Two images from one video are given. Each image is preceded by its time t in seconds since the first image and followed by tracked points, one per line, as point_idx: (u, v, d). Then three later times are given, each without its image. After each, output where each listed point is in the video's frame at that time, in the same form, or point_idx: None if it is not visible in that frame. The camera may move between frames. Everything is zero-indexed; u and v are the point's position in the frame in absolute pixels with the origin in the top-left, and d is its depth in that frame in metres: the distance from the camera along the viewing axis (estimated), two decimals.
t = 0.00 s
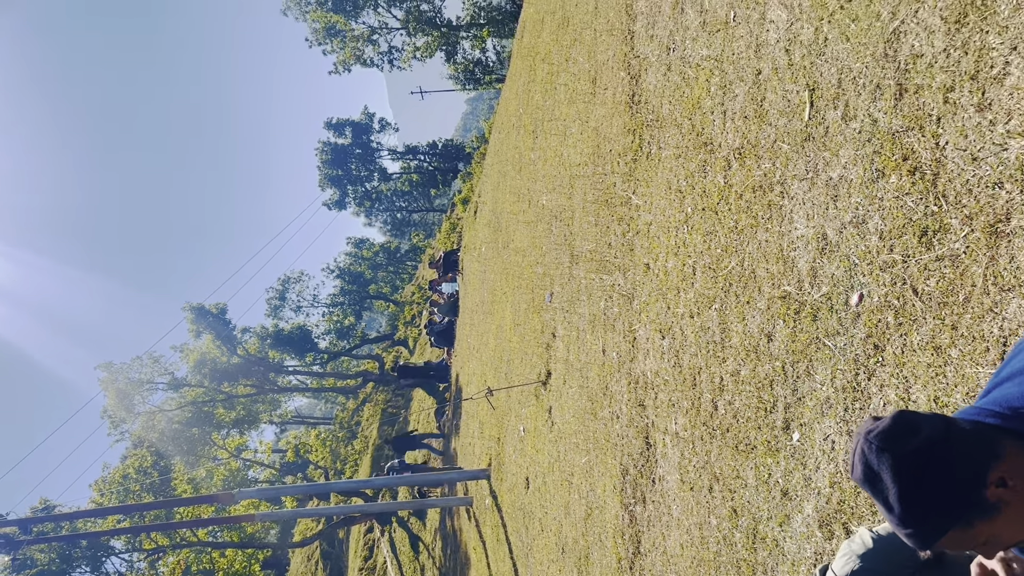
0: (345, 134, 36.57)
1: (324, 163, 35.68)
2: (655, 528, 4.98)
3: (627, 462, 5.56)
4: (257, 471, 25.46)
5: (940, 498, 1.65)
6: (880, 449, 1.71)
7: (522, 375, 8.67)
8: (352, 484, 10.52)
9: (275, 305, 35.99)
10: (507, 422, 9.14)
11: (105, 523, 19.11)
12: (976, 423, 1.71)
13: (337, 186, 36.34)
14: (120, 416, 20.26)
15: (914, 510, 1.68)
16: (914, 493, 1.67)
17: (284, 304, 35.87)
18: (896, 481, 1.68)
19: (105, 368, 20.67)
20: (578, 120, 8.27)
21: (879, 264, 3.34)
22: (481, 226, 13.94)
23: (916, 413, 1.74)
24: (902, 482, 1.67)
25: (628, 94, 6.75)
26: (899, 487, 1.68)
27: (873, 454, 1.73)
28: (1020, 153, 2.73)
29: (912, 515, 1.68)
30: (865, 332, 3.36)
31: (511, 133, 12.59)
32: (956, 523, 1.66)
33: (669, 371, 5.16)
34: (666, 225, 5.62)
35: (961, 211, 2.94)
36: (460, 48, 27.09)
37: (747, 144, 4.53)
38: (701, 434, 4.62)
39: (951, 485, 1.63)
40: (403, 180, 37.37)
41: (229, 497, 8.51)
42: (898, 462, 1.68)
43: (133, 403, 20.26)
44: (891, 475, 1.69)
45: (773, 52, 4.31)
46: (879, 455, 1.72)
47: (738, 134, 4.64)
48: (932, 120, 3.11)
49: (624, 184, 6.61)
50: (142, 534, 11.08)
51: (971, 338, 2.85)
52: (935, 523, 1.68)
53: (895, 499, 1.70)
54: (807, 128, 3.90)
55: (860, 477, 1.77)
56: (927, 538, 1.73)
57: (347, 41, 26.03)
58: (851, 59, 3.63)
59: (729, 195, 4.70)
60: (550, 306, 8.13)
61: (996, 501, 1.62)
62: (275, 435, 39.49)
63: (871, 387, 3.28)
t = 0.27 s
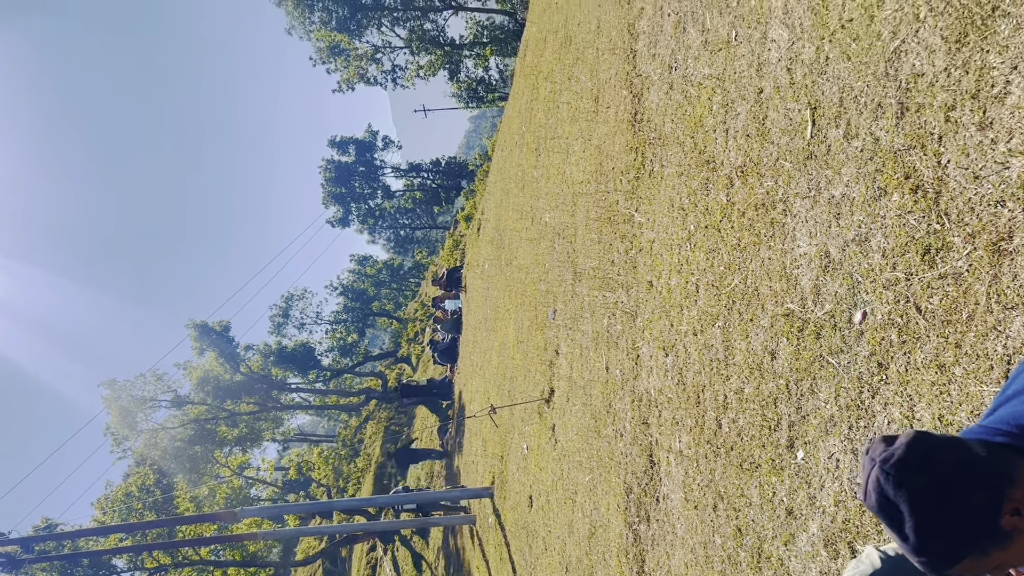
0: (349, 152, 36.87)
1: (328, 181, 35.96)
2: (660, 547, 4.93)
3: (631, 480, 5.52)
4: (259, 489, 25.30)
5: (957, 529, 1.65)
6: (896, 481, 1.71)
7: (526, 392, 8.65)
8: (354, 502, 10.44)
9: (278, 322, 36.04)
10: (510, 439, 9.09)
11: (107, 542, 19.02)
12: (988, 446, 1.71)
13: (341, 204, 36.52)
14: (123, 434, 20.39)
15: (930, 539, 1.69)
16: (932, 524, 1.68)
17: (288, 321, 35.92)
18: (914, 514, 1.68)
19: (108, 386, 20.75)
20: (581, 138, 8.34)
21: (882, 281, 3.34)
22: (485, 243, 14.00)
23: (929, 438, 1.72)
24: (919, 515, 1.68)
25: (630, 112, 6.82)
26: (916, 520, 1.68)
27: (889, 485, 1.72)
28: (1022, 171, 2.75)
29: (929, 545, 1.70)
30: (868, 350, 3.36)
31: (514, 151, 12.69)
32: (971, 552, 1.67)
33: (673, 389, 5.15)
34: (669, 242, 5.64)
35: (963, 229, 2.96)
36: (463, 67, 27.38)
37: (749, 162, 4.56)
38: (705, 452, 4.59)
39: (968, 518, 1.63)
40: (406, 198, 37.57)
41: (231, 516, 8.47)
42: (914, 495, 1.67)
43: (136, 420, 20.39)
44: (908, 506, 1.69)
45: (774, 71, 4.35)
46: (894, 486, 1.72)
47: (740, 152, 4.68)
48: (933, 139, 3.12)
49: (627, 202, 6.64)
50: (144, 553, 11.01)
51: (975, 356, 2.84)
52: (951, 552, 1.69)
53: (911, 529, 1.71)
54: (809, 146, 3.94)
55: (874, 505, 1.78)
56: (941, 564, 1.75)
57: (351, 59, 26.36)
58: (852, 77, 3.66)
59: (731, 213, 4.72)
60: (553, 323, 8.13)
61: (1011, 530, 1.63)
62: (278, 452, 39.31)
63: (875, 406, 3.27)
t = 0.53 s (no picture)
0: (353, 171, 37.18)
1: (331, 199, 36.17)
2: (664, 568, 4.88)
3: (635, 499, 5.48)
4: (262, 508, 25.11)
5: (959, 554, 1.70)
6: (897, 507, 1.77)
7: (529, 411, 8.61)
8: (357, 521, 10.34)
9: (281, 340, 36.05)
10: (513, 458, 9.03)
11: (107, 561, 18.86)
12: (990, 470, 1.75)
13: (345, 222, 36.77)
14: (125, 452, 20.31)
15: (933, 564, 1.74)
16: (933, 549, 1.72)
17: (291, 338, 35.93)
18: (916, 538, 1.73)
19: (111, 404, 20.68)
20: (584, 157, 8.41)
21: (885, 300, 3.35)
22: (488, 261, 14.03)
23: (930, 464, 1.78)
24: (921, 540, 1.73)
25: (633, 131, 6.87)
26: (918, 546, 1.73)
27: (890, 511, 1.79)
28: None
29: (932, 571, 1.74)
30: (872, 369, 3.36)
31: (517, 169, 12.79)
32: None
33: (676, 408, 5.13)
34: (672, 260, 5.66)
35: (966, 248, 2.97)
36: (466, 85, 27.64)
37: (752, 181, 4.60)
38: (709, 471, 4.56)
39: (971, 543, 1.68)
40: (409, 216, 37.78)
41: (234, 534, 8.39)
42: (915, 520, 1.73)
43: (139, 439, 20.33)
44: (910, 531, 1.74)
45: (776, 91, 4.39)
46: (896, 512, 1.77)
47: (742, 171, 4.72)
48: (935, 158, 3.14)
49: (630, 220, 6.68)
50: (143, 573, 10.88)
51: (979, 375, 2.84)
52: None
53: (914, 554, 1.76)
54: (811, 166, 3.97)
55: (879, 531, 1.83)
56: None
57: (355, 79, 26.68)
58: (853, 97, 3.68)
59: (734, 232, 4.75)
60: (557, 341, 8.13)
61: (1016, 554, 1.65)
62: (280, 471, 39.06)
63: (879, 425, 3.26)
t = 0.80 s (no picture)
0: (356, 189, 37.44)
1: (335, 217, 36.37)
2: None
3: (639, 519, 5.43)
4: (263, 528, 24.89)
5: None
6: (905, 531, 1.78)
7: (532, 430, 8.57)
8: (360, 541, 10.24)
9: (284, 358, 36.03)
10: (516, 477, 8.97)
11: None
12: (995, 495, 1.77)
13: (348, 240, 36.93)
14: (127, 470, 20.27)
15: None
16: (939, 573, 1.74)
17: (294, 357, 35.90)
18: (922, 563, 1.75)
19: (113, 422, 20.70)
20: (587, 176, 8.46)
21: (889, 320, 3.35)
22: (491, 279, 14.06)
23: (936, 488, 1.79)
24: (926, 564, 1.75)
25: (636, 150, 6.93)
26: (922, 569, 1.75)
27: (898, 535, 1.80)
28: None
29: None
30: (877, 389, 3.35)
31: (520, 189, 12.87)
32: None
33: (680, 427, 5.11)
34: (675, 279, 5.67)
35: (970, 268, 2.97)
36: (469, 105, 27.91)
37: (755, 201, 4.63)
38: (714, 491, 4.53)
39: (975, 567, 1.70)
40: (413, 234, 37.90)
41: (235, 554, 8.30)
42: (922, 545, 1.74)
43: (141, 458, 20.34)
44: (916, 556, 1.76)
45: (778, 111, 4.43)
46: (904, 537, 1.78)
47: (745, 191, 4.75)
48: (937, 178, 3.16)
49: (632, 239, 6.71)
50: None
51: (984, 396, 2.83)
52: None
53: None
54: (813, 186, 3.99)
55: (884, 554, 1.85)
56: None
57: (359, 98, 26.99)
58: (855, 118, 3.72)
59: (737, 251, 4.77)
60: (560, 360, 8.12)
61: None
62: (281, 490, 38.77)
63: (884, 445, 3.24)
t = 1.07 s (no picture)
0: (360, 209, 37.63)
1: (339, 237, 36.52)
2: None
3: (643, 541, 5.38)
4: (264, 550, 24.68)
5: None
6: (911, 549, 1.78)
7: (536, 450, 8.52)
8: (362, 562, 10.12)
9: (287, 378, 35.94)
10: (520, 498, 8.88)
11: None
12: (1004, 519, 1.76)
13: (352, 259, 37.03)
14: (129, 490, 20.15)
15: None
16: None
17: (297, 376, 35.81)
18: None
19: (115, 441, 20.61)
20: (590, 196, 8.52)
21: (893, 340, 3.35)
22: (494, 298, 14.07)
23: (946, 507, 1.79)
24: None
25: (638, 171, 6.99)
26: None
27: (905, 553, 1.79)
28: None
29: None
30: (881, 411, 3.33)
31: (524, 208, 12.94)
32: None
33: (684, 448, 5.08)
34: (679, 299, 5.68)
35: (974, 288, 2.98)
36: (472, 125, 28.20)
37: (757, 221, 4.65)
38: (718, 512, 4.49)
39: None
40: (416, 253, 37.96)
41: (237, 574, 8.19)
42: (930, 564, 1.74)
43: (143, 477, 20.14)
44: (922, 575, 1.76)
45: (780, 132, 4.48)
46: (911, 554, 1.78)
47: (748, 211, 4.78)
48: (940, 200, 3.18)
49: (635, 259, 6.73)
50: None
51: (989, 417, 2.81)
52: None
53: None
54: (816, 207, 4.01)
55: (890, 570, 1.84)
56: None
57: (363, 119, 27.29)
58: (857, 139, 3.74)
59: (740, 271, 4.78)
60: (563, 379, 8.10)
61: None
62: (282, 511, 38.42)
63: (889, 466, 3.22)
